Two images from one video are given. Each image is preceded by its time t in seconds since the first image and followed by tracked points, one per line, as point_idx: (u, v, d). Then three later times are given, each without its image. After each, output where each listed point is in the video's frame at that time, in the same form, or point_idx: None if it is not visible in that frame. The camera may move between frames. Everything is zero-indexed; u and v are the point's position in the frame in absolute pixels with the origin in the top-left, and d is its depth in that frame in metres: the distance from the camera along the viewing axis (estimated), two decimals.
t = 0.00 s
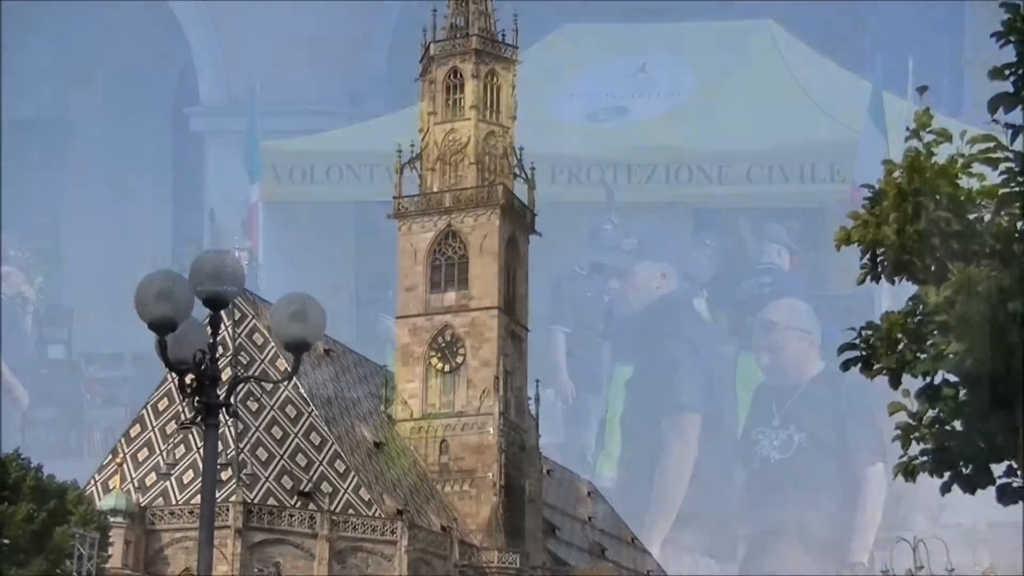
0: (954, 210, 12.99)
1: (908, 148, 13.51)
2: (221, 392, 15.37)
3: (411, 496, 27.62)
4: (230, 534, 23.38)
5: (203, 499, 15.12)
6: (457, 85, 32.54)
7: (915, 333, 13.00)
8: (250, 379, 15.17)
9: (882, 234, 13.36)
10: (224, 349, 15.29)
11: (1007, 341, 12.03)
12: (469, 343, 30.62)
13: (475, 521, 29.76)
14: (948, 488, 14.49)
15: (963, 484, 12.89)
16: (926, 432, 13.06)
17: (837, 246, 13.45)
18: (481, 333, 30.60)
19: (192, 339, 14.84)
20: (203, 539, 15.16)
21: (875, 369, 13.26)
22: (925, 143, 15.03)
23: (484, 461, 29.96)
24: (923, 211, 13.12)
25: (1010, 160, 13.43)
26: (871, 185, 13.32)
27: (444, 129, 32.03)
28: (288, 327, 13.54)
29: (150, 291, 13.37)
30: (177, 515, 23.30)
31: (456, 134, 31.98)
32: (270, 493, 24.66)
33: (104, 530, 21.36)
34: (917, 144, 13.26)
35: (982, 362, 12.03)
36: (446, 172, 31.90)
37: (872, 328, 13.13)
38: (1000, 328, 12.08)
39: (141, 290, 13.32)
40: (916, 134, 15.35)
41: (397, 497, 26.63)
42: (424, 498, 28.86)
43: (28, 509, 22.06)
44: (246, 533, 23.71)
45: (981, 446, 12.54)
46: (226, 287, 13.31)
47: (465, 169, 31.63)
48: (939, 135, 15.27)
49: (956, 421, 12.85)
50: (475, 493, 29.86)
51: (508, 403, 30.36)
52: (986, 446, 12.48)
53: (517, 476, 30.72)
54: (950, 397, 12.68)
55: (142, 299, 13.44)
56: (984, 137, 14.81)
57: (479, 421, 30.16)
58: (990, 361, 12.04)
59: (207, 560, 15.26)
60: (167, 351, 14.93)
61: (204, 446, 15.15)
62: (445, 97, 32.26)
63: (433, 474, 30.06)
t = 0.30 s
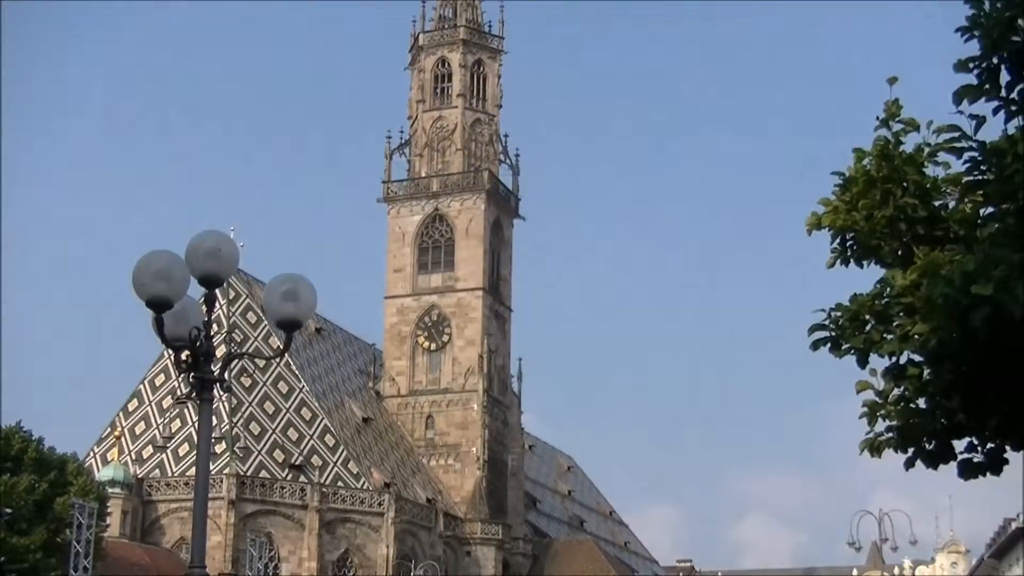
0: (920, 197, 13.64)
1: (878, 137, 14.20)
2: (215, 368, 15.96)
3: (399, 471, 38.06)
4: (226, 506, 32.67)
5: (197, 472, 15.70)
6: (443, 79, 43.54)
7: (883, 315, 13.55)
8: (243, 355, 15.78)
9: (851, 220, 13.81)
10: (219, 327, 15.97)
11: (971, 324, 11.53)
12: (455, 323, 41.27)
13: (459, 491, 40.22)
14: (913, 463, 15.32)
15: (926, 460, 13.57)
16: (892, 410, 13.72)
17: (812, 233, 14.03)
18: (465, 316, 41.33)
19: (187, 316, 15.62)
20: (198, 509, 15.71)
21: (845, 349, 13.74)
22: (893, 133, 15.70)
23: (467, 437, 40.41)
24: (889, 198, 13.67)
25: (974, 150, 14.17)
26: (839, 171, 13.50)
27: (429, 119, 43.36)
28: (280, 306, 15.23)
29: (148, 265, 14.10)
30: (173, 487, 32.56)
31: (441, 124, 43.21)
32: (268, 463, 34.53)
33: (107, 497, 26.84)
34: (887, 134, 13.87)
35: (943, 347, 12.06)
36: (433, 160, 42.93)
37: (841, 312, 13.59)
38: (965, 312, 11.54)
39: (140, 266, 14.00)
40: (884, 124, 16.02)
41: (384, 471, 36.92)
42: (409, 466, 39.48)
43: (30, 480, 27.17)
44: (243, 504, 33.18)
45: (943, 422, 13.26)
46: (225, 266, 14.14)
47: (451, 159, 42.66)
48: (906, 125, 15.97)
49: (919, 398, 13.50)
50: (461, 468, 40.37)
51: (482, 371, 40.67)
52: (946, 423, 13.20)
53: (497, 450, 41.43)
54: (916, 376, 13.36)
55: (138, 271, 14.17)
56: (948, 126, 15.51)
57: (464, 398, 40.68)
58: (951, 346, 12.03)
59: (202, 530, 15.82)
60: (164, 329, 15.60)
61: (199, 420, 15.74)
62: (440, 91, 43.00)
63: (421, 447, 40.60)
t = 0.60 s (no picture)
0: (874, 179, 14.61)
1: (835, 122, 15.04)
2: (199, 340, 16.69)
3: (375, 439, 41.94)
4: (210, 470, 35.71)
5: (182, 440, 16.40)
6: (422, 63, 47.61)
7: (837, 292, 14.44)
8: (226, 327, 16.49)
9: (808, 202, 14.66)
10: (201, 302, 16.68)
11: (921, 301, 12.65)
12: (429, 298, 45.26)
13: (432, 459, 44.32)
14: (864, 434, 16.17)
15: (878, 430, 14.52)
16: (846, 382, 14.60)
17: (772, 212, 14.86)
18: (439, 291, 45.32)
19: (172, 291, 16.35)
20: (182, 476, 16.41)
21: (801, 324, 14.57)
22: (849, 119, 16.52)
23: (440, 407, 44.47)
24: (844, 180, 14.62)
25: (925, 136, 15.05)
26: (797, 157, 14.38)
27: (406, 98, 47.35)
28: (263, 279, 16.18)
29: (134, 241, 15.14)
30: (158, 454, 35.55)
31: (417, 105, 47.29)
32: (250, 432, 37.77)
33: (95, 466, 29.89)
34: (844, 120, 14.74)
35: (897, 323, 13.19)
36: (408, 140, 47.04)
37: (797, 289, 14.49)
38: (916, 289, 12.67)
39: (127, 242, 15.07)
40: (840, 110, 16.83)
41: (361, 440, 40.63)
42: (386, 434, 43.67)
43: (24, 448, 29.90)
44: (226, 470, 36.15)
45: (894, 395, 14.26)
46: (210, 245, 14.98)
47: (427, 140, 46.78)
48: (861, 111, 16.80)
49: (872, 370, 14.44)
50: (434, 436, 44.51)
51: (455, 344, 44.59)
52: (897, 395, 14.24)
53: (469, 420, 45.62)
54: (867, 350, 14.32)
55: (127, 246, 15.21)
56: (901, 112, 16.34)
57: (438, 370, 44.68)
58: (902, 322, 13.13)
59: (186, 495, 16.54)
60: (151, 302, 16.32)
61: (183, 390, 16.45)
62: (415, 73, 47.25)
63: (396, 416, 44.65)
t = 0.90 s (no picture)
0: (843, 166, 15.32)
1: (806, 110, 15.70)
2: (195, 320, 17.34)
3: (364, 416, 46.47)
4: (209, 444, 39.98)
5: (178, 416, 17.08)
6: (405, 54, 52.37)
7: (807, 274, 15.10)
8: (221, 308, 17.11)
9: (780, 187, 15.34)
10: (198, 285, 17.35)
11: (889, 282, 13.09)
12: (416, 281, 50.07)
13: (419, 434, 49.21)
14: (832, 410, 16.89)
15: (848, 407, 15.18)
16: (816, 362, 15.31)
17: (746, 196, 15.50)
18: (425, 274, 50.06)
19: (168, 272, 17.01)
20: (177, 452, 17.08)
21: (774, 306, 15.28)
22: (819, 108, 17.24)
23: (426, 386, 49.31)
24: (816, 167, 15.28)
25: (893, 124, 15.73)
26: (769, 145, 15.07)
27: (392, 89, 52.20)
28: (255, 262, 16.88)
29: (132, 225, 16.05)
30: (158, 428, 40.02)
31: (403, 95, 52.06)
32: (244, 410, 41.93)
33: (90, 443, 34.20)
34: (814, 109, 15.41)
35: (865, 305, 13.65)
36: (394, 127, 51.91)
37: (769, 271, 15.14)
38: (885, 271, 13.09)
39: (125, 226, 15.98)
40: (811, 100, 17.56)
41: (350, 416, 45.01)
42: (375, 412, 48.37)
43: (27, 426, 34.18)
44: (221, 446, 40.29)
45: (862, 372, 14.86)
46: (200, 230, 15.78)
47: (412, 127, 51.61)
48: (831, 101, 17.53)
49: (842, 348, 15.11)
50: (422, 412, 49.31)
51: (441, 325, 49.48)
52: (865, 373, 14.85)
53: (452, 398, 50.47)
54: (837, 331, 15.01)
55: (125, 230, 16.12)
56: (869, 103, 17.05)
57: (425, 348, 49.47)
58: (870, 303, 13.59)
59: (182, 470, 17.23)
60: (148, 282, 16.98)
61: (180, 369, 17.12)
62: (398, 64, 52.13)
63: (384, 394, 49.51)
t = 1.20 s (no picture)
0: (826, 138, 16.08)
1: (791, 86, 16.52)
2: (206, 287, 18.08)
3: (367, 378, 56.81)
4: (219, 406, 48.86)
5: (189, 378, 17.86)
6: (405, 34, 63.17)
7: (793, 242, 15.92)
8: (229, 274, 17.83)
9: (765, 158, 16.09)
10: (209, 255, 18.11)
11: (869, 249, 13.54)
12: (418, 249, 60.79)
13: (420, 393, 60.20)
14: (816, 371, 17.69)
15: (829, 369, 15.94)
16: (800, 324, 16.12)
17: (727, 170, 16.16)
18: (425, 242, 60.74)
19: (179, 240, 17.72)
20: (188, 411, 17.88)
21: (759, 272, 16.09)
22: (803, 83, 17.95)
23: (427, 348, 60.19)
24: (800, 138, 16.03)
25: (873, 99, 16.42)
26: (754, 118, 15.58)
27: (394, 66, 63.29)
28: (262, 230, 17.58)
29: (143, 196, 16.90)
30: (170, 391, 49.36)
31: (404, 71, 63.08)
32: (254, 372, 51.97)
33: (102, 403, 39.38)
34: (798, 84, 16.15)
35: (849, 268, 14.25)
36: (398, 104, 62.70)
37: (756, 239, 15.96)
38: (866, 237, 13.55)
39: (136, 197, 16.82)
40: (795, 74, 18.26)
41: (354, 378, 55.22)
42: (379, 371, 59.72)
43: (46, 389, 39.55)
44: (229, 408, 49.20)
45: (843, 334, 15.54)
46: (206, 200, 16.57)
47: (413, 103, 62.56)
48: (814, 76, 18.25)
49: (825, 312, 15.85)
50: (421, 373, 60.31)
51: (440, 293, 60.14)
52: (847, 336, 15.53)
53: (452, 360, 61.34)
54: (820, 295, 15.80)
55: (137, 200, 17.00)
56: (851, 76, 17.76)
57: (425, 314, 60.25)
58: (854, 265, 14.16)
59: (194, 430, 18.06)
60: (160, 251, 17.70)
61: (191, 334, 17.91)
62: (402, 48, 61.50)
63: (388, 355, 60.49)
